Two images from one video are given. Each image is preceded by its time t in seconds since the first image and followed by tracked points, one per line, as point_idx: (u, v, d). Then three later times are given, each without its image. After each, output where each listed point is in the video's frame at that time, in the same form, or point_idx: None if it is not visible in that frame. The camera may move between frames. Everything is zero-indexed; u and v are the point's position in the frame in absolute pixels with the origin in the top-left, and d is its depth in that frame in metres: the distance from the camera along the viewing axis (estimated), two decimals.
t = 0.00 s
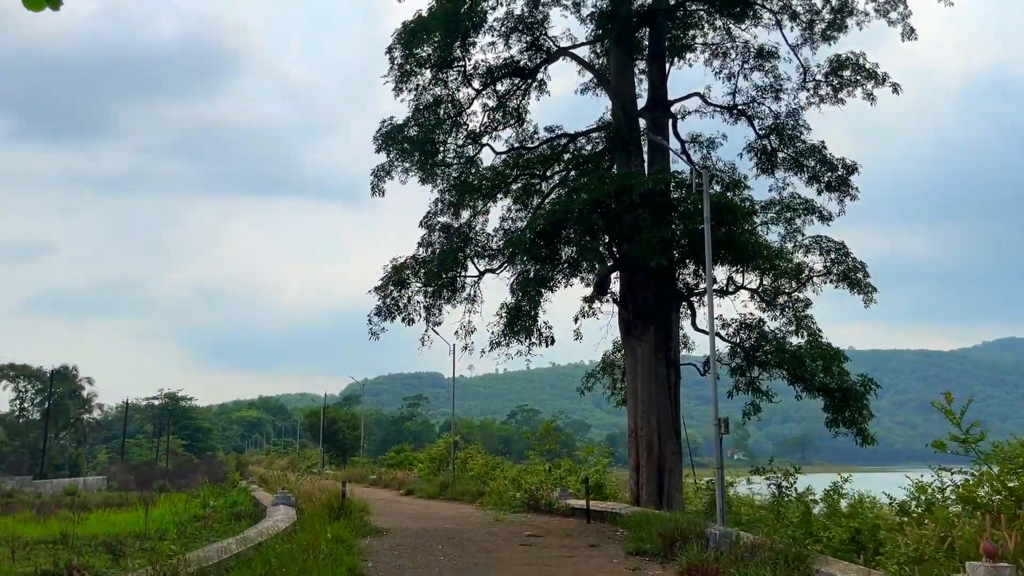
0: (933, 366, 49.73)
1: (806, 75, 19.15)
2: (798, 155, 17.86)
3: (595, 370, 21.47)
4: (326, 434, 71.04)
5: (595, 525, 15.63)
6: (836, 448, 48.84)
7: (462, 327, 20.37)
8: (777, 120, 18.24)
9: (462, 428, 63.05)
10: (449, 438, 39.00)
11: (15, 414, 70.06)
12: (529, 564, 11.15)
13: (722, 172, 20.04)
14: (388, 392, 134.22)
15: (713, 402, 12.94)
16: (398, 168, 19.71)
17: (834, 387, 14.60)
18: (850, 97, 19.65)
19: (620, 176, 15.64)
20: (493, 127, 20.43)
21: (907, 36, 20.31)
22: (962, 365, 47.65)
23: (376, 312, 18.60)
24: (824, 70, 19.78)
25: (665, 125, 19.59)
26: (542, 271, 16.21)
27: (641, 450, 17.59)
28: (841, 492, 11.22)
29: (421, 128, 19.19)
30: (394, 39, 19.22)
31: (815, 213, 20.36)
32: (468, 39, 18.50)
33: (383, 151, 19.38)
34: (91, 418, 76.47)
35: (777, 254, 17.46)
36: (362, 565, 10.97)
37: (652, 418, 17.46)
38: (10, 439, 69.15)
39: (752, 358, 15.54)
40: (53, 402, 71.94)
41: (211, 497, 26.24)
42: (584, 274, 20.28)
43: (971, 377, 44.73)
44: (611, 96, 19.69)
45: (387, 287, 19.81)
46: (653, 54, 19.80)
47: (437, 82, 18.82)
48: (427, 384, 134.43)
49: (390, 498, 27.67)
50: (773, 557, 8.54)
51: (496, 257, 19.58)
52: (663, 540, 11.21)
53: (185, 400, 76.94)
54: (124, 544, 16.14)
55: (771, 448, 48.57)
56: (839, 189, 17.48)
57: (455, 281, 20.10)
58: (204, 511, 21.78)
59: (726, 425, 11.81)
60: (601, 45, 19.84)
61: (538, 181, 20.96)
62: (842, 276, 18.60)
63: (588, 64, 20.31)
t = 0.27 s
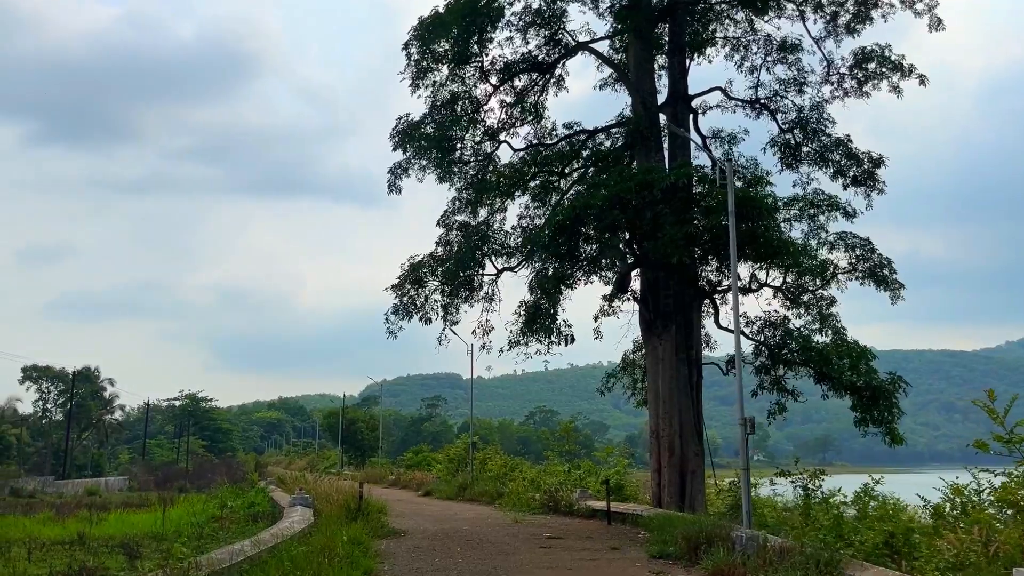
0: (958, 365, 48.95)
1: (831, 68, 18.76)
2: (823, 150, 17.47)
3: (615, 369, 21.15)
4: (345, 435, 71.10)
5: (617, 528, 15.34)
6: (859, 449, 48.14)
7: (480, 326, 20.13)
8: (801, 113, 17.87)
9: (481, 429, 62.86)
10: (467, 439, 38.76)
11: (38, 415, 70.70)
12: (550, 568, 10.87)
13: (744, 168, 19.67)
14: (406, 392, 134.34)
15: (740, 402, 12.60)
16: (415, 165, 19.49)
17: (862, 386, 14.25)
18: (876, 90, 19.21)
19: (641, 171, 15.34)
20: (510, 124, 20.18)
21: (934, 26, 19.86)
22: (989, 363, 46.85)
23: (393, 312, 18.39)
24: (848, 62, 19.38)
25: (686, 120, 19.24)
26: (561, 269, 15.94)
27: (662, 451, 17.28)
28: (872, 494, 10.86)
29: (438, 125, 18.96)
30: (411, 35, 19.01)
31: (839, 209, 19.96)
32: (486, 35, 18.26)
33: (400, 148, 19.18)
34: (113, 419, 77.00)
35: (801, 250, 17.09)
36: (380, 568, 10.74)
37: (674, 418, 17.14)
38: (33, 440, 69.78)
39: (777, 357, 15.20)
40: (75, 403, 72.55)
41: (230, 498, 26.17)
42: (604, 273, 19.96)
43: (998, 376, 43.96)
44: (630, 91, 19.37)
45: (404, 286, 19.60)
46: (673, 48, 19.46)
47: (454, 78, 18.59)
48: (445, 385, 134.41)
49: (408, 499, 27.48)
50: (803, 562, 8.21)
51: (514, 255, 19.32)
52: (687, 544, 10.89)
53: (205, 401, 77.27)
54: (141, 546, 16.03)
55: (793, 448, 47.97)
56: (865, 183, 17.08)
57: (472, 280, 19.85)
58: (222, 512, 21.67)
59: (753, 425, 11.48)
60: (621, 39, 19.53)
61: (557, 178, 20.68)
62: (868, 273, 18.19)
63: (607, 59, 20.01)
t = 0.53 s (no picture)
0: (974, 360, 48.39)
1: (847, 56, 18.40)
2: (839, 139, 17.13)
3: (627, 364, 20.86)
4: (356, 431, 71.08)
5: (629, 525, 15.07)
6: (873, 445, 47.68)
7: (490, 321, 19.88)
8: (817, 103, 17.53)
9: (491, 425, 62.68)
10: (478, 435, 38.56)
11: (51, 411, 71.00)
12: (561, 566, 10.59)
13: (758, 159, 19.34)
14: (417, 389, 134.35)
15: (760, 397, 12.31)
16: (423, 158, 19.25)
17: (880, 381, 13.93)
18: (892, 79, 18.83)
19: (653, 161, 15.04)
20: (520, 115, 19.91)
21: (952, 14, 19.46)
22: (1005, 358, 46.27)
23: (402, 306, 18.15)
24: (864, 51, 19.01)
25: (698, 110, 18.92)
26: (572, 261, 15.66)
27: (675, 447, 17.00)
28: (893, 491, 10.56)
29: (447, 116, 18.71)
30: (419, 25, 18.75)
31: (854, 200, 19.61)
32: (495, 24, 17.99)
33: (409, 141, 18.93)
34: (125, 416, 77.28)
35: (817, 242, 16.76)
36: (388, 567, 10.48)
37: (688, 414, 16.85)
38: (46, 436, 70.10)
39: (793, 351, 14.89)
40: (88, 400, 72.81)
41: (240, 494, 26.04)
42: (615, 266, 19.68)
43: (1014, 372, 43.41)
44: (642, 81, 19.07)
45: (413, 280, 19.37)
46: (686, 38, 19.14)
47: (463, 68, 18.34)
48: (456, 382, 134.36)
49: (419, 495, 27.29)
50: (825, 562, 7.89)
51: (524, 248, 19.06)
52: (703, 541, 10.60)
53: (216, 397, 77.42)
54: (148, 543, 15.85)
55: (806, 445, 47.54)
56: (883, 173, 16.73)
57: (482, 274, 19.60)
58: (231, 508, 21.52)
59: (769, 420, 11.19)
60: (632, 29, 19.22)
61: (567, 171, 20.41)
62: (886, 265, 17.84)
63: (618, 49, 19.71)
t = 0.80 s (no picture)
0: (982, 352, 48.03)
1: (858, 41, 18.03)
2: (850, 126, 16.77)
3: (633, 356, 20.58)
4: (361, 424, 70.97)
5: (637, 518, 14.82)
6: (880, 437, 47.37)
7: (494, 312, 19.62)
8: (827, 89, 17.17)
9: (496, 418, 62.49)
10: (483, 427, 38.31)
11: (57, 404, 70.97)
12: (568, 562, 10.33)
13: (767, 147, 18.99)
14: (421, 382, 134.28)
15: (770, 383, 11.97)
16: (426, 146, 18.95)
17: (893, 372, 13.62)
18: (905, 65, 18.45)
19: (661, 148, 14.72)
20: (525, 103, 19.60)
21: None
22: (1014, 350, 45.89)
23: (405, 297, 17.88)
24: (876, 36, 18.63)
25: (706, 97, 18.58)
26: (579, 250, 15.39)
27: (683, 440, 16.73)
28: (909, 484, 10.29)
29: (450, 104, 18.41)
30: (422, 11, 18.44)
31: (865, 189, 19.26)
32: (499, 10, 17.67)
33: (412, 129, 18.63)
34: (130, 409, 77.25)
35: (828, 231, 16.43)
36: (391, 562, 10.21)
37: (696, 406, 16.58)
38: (52, 429, 70.11)
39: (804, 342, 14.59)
40: (93, 392, 72.78)
41: (243, 487, 25.84)
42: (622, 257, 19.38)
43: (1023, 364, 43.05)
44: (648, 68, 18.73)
45: (417, 271, 19.10)
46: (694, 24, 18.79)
47: (466, 55, 18.02)
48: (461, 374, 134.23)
49: (423, 488, 27.08)
50: (844, 558, 7.61)
51: (529, 238, 18.77)
52: (714, 536, 10.32)
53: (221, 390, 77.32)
54: (149, 537, 15.63)
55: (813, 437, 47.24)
56: (895, 161, 16.37)
57: (486, 264, 19.32)
58: (233, 502, 21.31)
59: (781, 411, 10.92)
60: (639, 14, 18.87)
61: (573, 160, 20.11)
62: (897, 255, 17.50)
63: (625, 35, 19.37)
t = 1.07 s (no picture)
0: (985, 342, 47.78)
1: (866, 23, 17.69)
2: (858, 110, 16.45)
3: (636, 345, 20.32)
4: (361, 415, 70.83)
5: (641, 509, 14.58)
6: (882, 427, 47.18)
7: (496, 300, 19.36)
8: (835, 72, 16.86)
9: (496, 409, 62.30)
10: (484, 417, 38.13)
11: (56, 395, 70.76)
12: (573, 553, 10.07)
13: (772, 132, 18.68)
14: (422, 373, 134.22)
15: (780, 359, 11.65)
16: (426, 131, 18.66)
17: (902, 359, 13.36)
18: (913, 47, 18.11)
19: (667, 130, 14.42)
20: (526, 88, 19.28)
21: None
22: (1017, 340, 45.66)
23: (405, 284, 17.60)
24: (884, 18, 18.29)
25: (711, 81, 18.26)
26: (582, 235, 15.12)
27: (687, 429, 16.49)
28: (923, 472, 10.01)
29: (450, 88, 18.09)
30: None
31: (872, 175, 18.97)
32: None
33: (411, 113, 18.33)
34: (129, 399, 77.09)
35: (835, 217, 16.15)
36: (392, 554, 9.95)
37: (700, 394, 16.33)
38: (52, 420, 69.96)
39: (811, 328, 14.33)
40: (93, 383, 72.58)
41: (243, 478, 25.60)
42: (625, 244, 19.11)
43: None
44: (652, 51, 18.41)
45: (417, 258, 18.82)
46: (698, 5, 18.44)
47: (467, 37, 17.70)
48: (462, 365, 134.25)
49: (424, 478, 26.88)
50: (859, 549, 7.35)
51: (531, 224, 18.48)
52: (722, 527, 10.06)
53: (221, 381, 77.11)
54: (145, 528, 15.39)
55: (813, 427, 47.15)
56: (905, 145, 16.03)
57: (487, 251, 19.05)
58: (232, 492, 21.10)
59: (791, 397, 10.64)
60: None
61: (575, 146, 19.82)
62: (905, 241, 17.21)
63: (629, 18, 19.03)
